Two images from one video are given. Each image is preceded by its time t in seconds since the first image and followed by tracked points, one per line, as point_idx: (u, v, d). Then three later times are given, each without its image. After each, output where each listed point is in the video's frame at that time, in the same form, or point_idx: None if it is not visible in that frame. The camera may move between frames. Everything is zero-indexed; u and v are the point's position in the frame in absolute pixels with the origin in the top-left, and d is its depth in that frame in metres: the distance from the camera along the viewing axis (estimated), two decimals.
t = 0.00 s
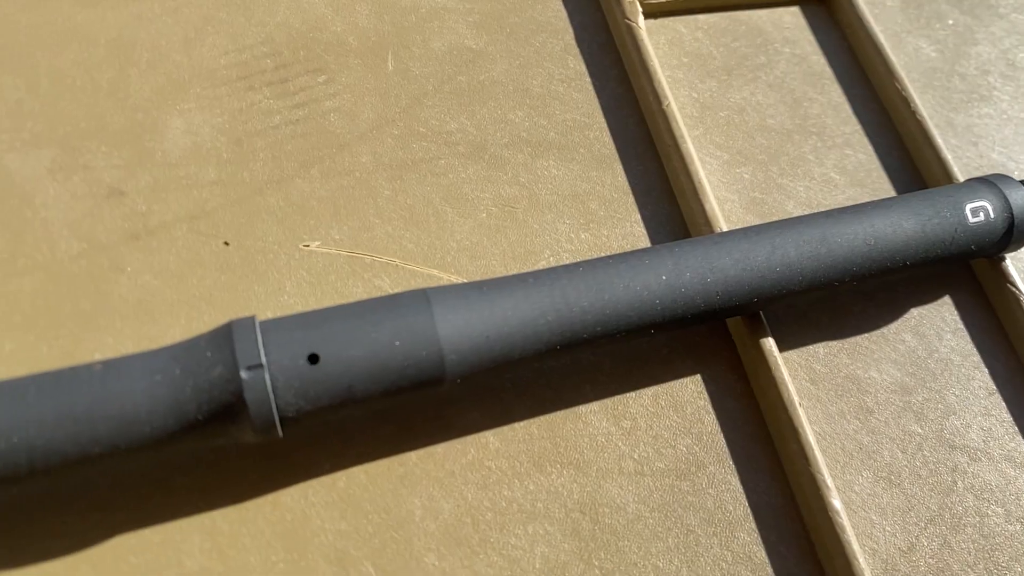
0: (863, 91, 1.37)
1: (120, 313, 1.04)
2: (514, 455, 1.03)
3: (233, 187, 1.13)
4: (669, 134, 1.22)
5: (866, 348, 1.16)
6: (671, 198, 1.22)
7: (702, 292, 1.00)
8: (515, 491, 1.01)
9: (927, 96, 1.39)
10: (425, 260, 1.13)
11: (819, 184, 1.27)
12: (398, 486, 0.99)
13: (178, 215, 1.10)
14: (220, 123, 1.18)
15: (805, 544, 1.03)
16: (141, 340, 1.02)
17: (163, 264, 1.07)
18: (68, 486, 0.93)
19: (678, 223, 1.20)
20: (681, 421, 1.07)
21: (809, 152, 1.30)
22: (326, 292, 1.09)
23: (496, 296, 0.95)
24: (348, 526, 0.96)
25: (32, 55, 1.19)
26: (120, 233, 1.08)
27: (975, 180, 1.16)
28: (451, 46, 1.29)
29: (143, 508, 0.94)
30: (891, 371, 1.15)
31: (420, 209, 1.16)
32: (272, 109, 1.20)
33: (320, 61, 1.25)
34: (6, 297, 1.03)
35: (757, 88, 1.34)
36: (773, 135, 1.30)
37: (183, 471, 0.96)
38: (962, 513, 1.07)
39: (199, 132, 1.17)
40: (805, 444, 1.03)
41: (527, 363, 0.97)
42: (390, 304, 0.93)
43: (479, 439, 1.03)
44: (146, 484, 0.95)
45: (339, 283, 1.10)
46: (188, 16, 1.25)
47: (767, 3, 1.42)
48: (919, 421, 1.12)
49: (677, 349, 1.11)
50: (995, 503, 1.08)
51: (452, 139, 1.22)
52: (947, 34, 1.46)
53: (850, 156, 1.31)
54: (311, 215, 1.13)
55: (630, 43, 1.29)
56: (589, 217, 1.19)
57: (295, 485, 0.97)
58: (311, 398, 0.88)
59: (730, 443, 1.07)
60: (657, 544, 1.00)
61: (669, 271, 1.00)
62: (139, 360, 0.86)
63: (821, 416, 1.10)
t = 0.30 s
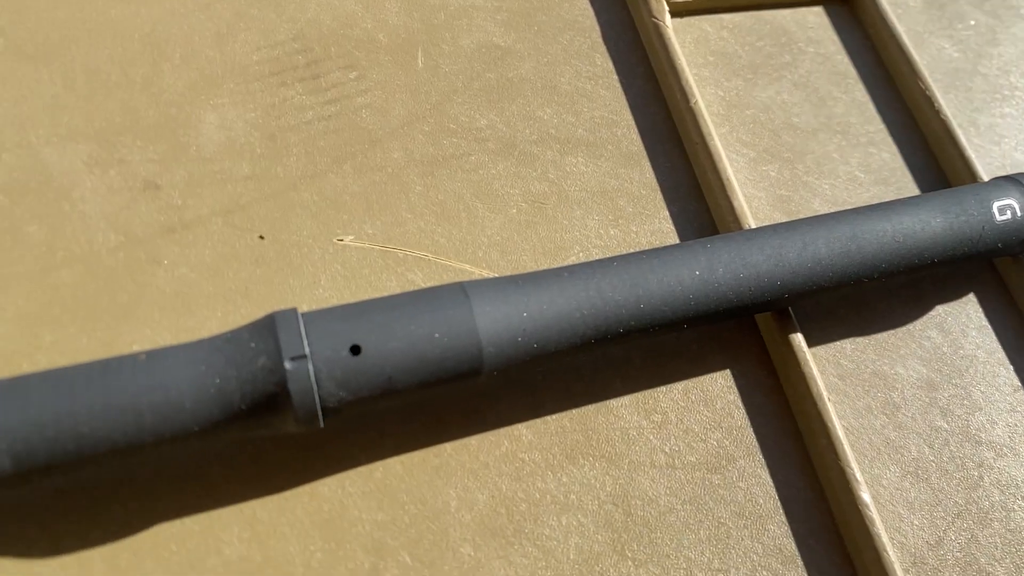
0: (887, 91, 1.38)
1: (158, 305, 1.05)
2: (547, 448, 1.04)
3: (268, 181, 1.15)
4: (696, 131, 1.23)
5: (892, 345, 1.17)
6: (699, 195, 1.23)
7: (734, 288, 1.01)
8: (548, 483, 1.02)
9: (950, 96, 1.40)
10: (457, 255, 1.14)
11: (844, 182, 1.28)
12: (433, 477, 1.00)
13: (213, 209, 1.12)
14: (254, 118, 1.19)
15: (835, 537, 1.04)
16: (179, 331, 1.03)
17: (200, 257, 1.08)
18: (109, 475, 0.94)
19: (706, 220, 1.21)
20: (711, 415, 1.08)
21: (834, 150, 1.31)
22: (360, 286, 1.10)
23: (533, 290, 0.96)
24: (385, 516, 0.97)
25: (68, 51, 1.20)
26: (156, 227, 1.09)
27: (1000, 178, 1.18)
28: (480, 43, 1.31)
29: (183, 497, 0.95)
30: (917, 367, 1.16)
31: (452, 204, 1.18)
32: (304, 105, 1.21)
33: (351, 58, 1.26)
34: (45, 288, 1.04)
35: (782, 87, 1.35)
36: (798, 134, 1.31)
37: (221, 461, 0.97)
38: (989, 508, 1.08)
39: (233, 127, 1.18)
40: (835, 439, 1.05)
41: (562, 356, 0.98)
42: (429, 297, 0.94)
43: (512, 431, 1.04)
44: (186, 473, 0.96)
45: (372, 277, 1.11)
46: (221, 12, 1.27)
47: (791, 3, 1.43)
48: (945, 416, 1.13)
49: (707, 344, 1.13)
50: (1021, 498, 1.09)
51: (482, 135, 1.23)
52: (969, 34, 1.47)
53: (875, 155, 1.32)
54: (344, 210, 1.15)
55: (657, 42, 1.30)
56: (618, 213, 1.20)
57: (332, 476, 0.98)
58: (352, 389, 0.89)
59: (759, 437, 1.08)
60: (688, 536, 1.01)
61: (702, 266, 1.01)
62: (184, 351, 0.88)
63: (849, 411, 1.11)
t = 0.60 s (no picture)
0: (910, 90, 1.39)
1: (195, 297, 1.06)
2: (580, 440, 1.05)
3: (302, 176, 1.16)
4: (724, 129, 1.24)
5: (919, 341, 1.18)
6: (726, 191, 1.24)
7: (767, 283, 1.02)
8: (582, 476, 1.02)
9: (973, 95, 1.41)
10: (488, 250, 1.15)
11: (870, 180, 1.30)
12: (469, 468, 1.01)
13: (248, 203, 1.13)
14: (287, 114, 1.20)
15: (865, 531, 1.05)
16: (216, 324, 1.04)
17: (236, 250, 1.09)
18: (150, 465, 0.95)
19: (734, 216, 1.23)
20: (742, 409, 1.09)
21: (859, 148, 1.32)
22: (394, 280, 1.11)
23: (569, 283, 0.97)
24: (422, 507, 0.98)
25: (103, 46, 1.21)
26: (192, 220, 1.10)
27: None
28: (509, 40, 1.32)
29: (223, 487, 0.96)
30: (943, 363, 1.17)
31: (482, 199, 1.19)
32: (336, 101, 1.22)
33: (382, 54, 1.27)
34: (84, 281, 1.05)
35: (807, 85, 1.36)
36: (823, 132, 1.32)
37: (260, 452, 0.98)
38: (1016, 502, 1.09)
39: (266, 122, 1.19)
40: (864, 433, 1.06)
41: (597, 350, 0.99)
42: (467, 290, 0.95)
43: (545, 424, 1.05)
44: (225, 463, 0.97)
45: (406, 271, 1.12)
46: (253, 8, 1.28)
47: (815, 2, 1.44)
48: (971, 412, 1.14)
49: (736, 339, 1.14)
50: None
51: (512, 131, 1.24)
52: (991, 34, 1.48)
53: (899, 153, 1.33)
54: (378, 204, 1.16)
55: (684, 40, 1.32)
56: (647, 209, 1.21)
57: (368, 467, 1.00)
58: (393, 380, 0.90)
59: (789, 431, 1.09)
60: (720, 528, 1.02)
61: (735, 262, 1.02)
62: (228, 342, 0.89)
63: (877, 406, 1.12)
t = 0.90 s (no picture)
0: (934, 89, 1.40)
1: (232, 289, 1.07)
2: (613, 433, 1.06)
3: (336, 171, 1.17)
4: (752, 126, 1.26)
5: (945, 336, 1.19)
6: (754, 188, 1.25)
7: (799, 277, 1.04)
8: (615, 467, 1.04)
9: (995, 94, 1.42)
10: (519, 244, 1.16)
11: (895, 178, 1.31)
12: (504, 460, 1.02)
13: (283, 197, 1.14)
14: (320, 109, 1.21)
15: (894, 523, 1.06)
16: (253, 316, 1.06)
17: (272, 244, 1.11)
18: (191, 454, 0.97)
19: (762, 213, 1.24)
20: (771, 403, 1.11)
21: (883, 146, 1.33)
22: (428, 274, 1.13)
23: (606, 277, 0.98)
24: (459, 497, 1.00)
25: (138, 42, 1.22)
26: (229, 214, 1.12)
27: None
28: (537, 38, 1.33)
29: (263, 477, 0.97)
30: (969, 359, 1.18)
31: (513, 195, 1.20)
32: (369, 97, 1.24)
33: (412, 51, 1.28)
34: (122, 273, 1.06)
35: (831, 84, 1.37)
36: (848, 130, 1.33)
37: (299, 442, 0.99)
38: None
39: (300, 117, 1.20)
40: (893, 426, 1.07)
41: (633, 343, 1.00)
42: (506, 283, 0.96)
43: (579, 417, 1.06)
44: (265, 454, 0.98)
45: (439, 265, 1.13)
46: (285, 5, 1.29)
47: (839, 1, 1.45)
48: (997, 407, 1.16)
49: (766, 334, 1.15)
50: None
51: (541, 128, 1.25)
52: (1012, 34, 1.49)
53: (923, 152, 1.34)
54: (411, 199, 1.17)
55: (711, 39, 1.33)
56: (676, 205, 1.22)
57: (406, 457, 1.01)
58: (434, 371, 0.92)
59: (818, 425, 1.10)
60: (752, 520, 1.03)
61: (768, 256, 1.03)
62: (273, 333, 0.90)
63: (904, 401, 1.14)
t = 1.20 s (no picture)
0: (957, 88, 1.41)
1: (272, 282, 1.09)
2: (647, 426, 1.07)
3: (371, 167, 1.19)
4: (780, 125, 1.27)
5: (971, 333, 1.21)
6: (782, 186, 1.27)
7: (832, 273, 1.05)
8: (650, 460, 1.05)
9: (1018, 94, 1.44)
10: (552, 240, 1.18)
11: (920, 176, 1.32)
12: (540, 452, 1.04)
13: (320, 193, 1.15)
14: (354, 106, 1.23)
15: (923, 516, 1.07)
16: (292, 309, 1.07)
17: (310, 238, 1.12)
18: (234, 445, 0.98)
19: (790, 210, 1.25)
20: (802, 398, 1.12)
21: (909, 145, 1.35)
22: (463, 268, 1.14)
23: (643, 272, 1.00)
24: (497, 488, 1.01)
25: (174, 38, 1.24)
26: (266, 208, 1.13)
27: None
28: (566, 36, 1.34)
29: (304, 467, 0.99)
30: (996, 355, 1.20)
31: (545, 191, 1.21)
32: (402, 94, 1.25)
33: (444, 49, 1.30)
34: (162, 266, 1.07)
35: (857, 82, 1.39)
36: (874, 129, 1.35)
37: (340, 434, 1.01)
38: None
39: (334, 114, 1.22)
40: (923, 421, 1.08)
41: (669, 337, 1.02)
42: (545, 277, 0.98)
43: (613, 410, 1.07)
44: (306, 444, 1.00)
45: (473, 260, 1.15)
46: (318, 2, 1.31)
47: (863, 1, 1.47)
48: None
49: (796, 329, 1.16)
50: None
51: (572, 125, 1.27)
52: None
53: (948, 151, 1.35)
54: (444, 195, 1.19)
55: (738, 38, 1.35)
56: (706, 202, 1.23)
57: (444, 449, 1.02)
58: (476, 364, 0.93)
59: (848, 419, 1.12)
60: (784, 512, 1.05)
61: (802, 252, 1.04)
62: (318, 325, 0.92)
63: (932, 396, 1.15)
